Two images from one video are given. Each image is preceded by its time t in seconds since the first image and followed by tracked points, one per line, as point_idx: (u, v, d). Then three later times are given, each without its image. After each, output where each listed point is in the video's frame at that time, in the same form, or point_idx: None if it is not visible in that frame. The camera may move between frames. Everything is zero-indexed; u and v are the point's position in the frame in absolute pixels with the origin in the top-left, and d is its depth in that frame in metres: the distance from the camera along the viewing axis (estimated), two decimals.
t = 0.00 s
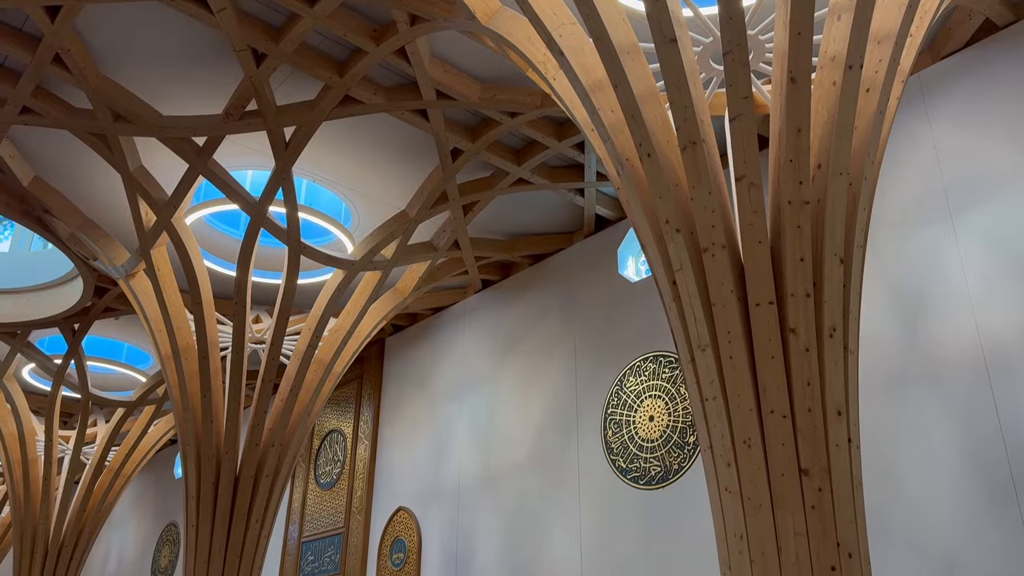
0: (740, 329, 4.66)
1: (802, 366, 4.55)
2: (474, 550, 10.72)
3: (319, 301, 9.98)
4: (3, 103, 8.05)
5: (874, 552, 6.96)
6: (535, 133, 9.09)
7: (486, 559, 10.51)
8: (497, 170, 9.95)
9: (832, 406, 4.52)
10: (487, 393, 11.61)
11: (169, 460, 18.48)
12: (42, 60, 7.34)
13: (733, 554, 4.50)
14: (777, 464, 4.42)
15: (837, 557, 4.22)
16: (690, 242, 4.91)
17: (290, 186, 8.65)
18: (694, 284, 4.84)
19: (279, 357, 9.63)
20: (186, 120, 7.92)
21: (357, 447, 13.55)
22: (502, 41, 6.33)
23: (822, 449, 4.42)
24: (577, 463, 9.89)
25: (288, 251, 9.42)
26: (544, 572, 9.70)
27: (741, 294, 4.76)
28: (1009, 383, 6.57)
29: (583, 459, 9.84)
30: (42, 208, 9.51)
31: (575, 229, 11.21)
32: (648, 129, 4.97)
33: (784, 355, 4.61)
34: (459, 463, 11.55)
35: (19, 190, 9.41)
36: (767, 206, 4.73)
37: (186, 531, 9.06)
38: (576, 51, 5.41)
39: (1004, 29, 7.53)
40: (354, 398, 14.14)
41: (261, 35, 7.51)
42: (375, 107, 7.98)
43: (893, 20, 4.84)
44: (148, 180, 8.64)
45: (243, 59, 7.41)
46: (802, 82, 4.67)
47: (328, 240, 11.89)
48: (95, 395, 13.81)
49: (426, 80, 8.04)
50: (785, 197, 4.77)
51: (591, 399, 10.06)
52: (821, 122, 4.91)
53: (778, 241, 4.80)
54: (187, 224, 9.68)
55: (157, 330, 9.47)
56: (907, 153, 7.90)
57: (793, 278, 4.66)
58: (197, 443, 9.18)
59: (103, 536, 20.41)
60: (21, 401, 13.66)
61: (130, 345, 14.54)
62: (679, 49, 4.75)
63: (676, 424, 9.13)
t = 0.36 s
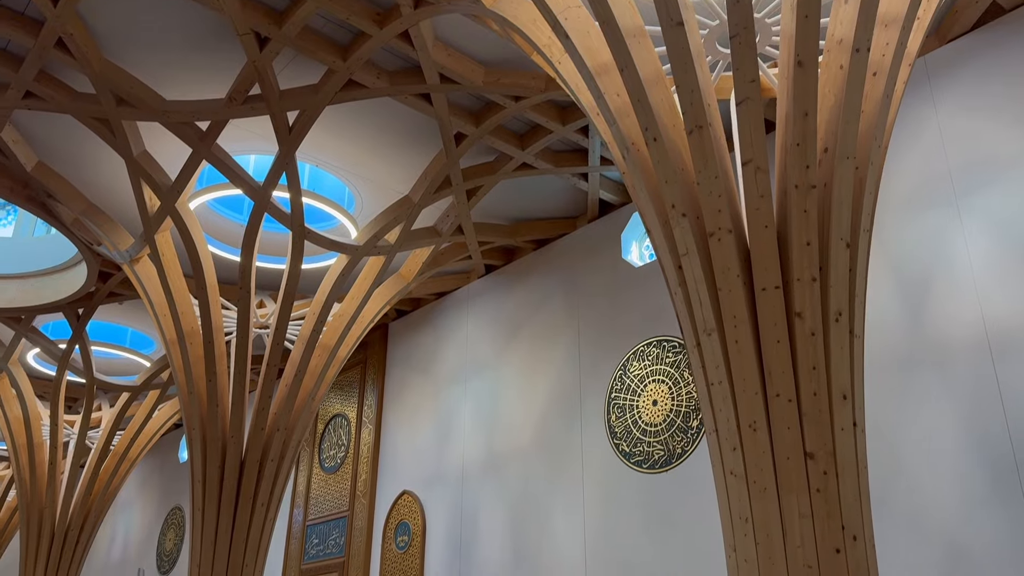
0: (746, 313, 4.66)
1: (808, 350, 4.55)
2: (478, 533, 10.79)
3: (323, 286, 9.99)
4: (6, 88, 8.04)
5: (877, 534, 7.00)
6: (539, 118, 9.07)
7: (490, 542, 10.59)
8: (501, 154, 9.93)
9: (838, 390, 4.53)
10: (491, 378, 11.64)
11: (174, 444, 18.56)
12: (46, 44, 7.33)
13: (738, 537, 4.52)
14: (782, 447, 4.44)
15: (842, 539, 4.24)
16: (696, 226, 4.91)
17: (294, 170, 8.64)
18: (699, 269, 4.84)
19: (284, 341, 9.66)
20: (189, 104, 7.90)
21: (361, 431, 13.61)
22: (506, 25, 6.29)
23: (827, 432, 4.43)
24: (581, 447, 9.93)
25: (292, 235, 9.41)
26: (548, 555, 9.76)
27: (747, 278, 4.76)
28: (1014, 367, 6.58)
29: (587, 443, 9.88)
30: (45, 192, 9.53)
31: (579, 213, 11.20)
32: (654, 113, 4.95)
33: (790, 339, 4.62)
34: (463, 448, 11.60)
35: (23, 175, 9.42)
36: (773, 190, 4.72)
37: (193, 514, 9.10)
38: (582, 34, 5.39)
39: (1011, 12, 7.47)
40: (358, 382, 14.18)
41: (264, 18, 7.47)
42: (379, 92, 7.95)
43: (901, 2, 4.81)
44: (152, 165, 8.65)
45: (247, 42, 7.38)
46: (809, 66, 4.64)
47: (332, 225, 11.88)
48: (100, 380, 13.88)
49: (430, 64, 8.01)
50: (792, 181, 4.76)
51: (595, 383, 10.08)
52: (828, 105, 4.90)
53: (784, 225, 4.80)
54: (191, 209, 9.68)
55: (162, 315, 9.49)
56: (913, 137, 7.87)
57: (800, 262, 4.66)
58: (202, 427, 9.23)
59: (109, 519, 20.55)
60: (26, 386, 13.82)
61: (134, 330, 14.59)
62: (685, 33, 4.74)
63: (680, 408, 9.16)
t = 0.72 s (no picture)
0: (752, 296, 4.66)
1: (814, 332, 4.55)
2: (483, 515, 10.87)
3: (327, 270, 10.00)
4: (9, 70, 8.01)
5: (881, 516, 7.05)
6: (543, 100, 9.03)
7: (495, 524, 10.66)
8: (505, 137, 9.89)
9: (843, 372, 4.54)
10: (495, 361, 11.66)
11: (179, 426, 18.65)
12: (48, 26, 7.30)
13: (743, 518, 4.54)
14: (788, 429, 4.46)
15: (847, 520, 4.26)
16: (703, 209, 4.90)
17: (298, 154, 8.62)
18: (706, 251, 4.84)
19: (289, 325, 9.68)
20: (193, 88, 7.87)
21: (365, 414, 13.67)
22: (510, 6, 6.24)
23: (833, 414, 4.44)
24: (584, 430, 9.97)
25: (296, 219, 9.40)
26: (553, 536, 9.83)
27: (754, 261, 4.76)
28: (1017, 350, 6.59)
29: (590, 426, 9.92)
30: (49, 176, 9.51)
31: (582, 197, 11.18)
32: (661, 95, 4.93)
33: (796, 322, 4.62)
34: (467, 430, 11.65)
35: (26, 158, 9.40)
36: (781, 172, 4.70)
37: (199, 497, 9.17)
38: (588, 15, 5.34)
39: None
40: (362, 365, 14.21)
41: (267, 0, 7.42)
42: (383, 74, 7.90)
43: None
44: (156, 148, 8.63)
45: (250, 25, 7.34)
46: (817, 47, 4.61)
47: (335, 208, 11.86)
48: (104, 363, 13.92)
49: (434, 46, 7.97)
50: (799, 163, 4.75)
51: (599, 366, 10.10)
52: (836, 87, 4.87)
53: (791, 208, 4.79)
54: (195, 193, 9.67)
55: (166, 298, 9.50)
56: (920, 119, 7.83)
57: (806, 245, 4.66)
58: (208, 410, 9.26)
59: (114, 501, 20.69)
60: (32, 369, 13.75)
61: (138, 313, 14.62)
62: (693, 14, 4.70)
63: (683, 391, 9.19)
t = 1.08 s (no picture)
0: (759, 277, 4.66)
1: (821, 313, 4.56)
2: (487, 496, 10.93)
3: (331, 252, 9.99)
4: (12, 52, 7.98)
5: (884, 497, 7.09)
6: (548, 81, 8.99)
7: (499, 504, 10.73)
8: (509, 119, 9.85)
9: (850, 353, 4.56)
10: (498, 343, 11.68)
11: (184, 408, 18.73)
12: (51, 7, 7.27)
13: (749, 500, 4.52)
14: (794, 410, 4.46)
15: (853, 500, 4.28)
16: (710, 190, 4.89)
17: (302, 135, 8.59)
18: (712, 233, 4.83)
19: (294, 307, 9.70)
20: (196, 69, 7.83)
21: (370, 396, 13.72)
22: None
23: (839, 395, 4.46)
24: (588, 412, 10.00)
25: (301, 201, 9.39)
26: (557, 517, 9.89)
27: (761, 243, 4.76)
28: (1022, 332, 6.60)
29: (594, 408, 9.95)
30: (52, 158, 9.49)
31: (587, 179, 11.15)
32: (668, 76, 4.91)
33: (803, 303, 4.62)
34: (471, 412, 11.70)
35: (29, 140, 9.38)
36: (788, 153, 4.69)
37: (205, 477, 9.22)
38: None
39: None
40: (366, 347, 14.25)
41: None
42: (386, 55, 7.86)
43: None
44: (160, 130, 8.60)
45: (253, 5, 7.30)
46: (825, 28, 4.58)
47: (339, 190, 11.84)
48: (109, 345, 13.96)
49: (438, 26, 7.92)
50: (807, 145, 4.73)
51: (603, 348, 10.12)
52: (844, 68, 4.85)
53: (799, 189, 4.78)
54: (199, 175, 9.65)
55: (171, 280, 9.51)
56: (925, 100, 7.80)
57: (814, 227, 4.66)
58: (214, 392, 9.29)
59: (120, 483, 20.82)
60: (37, 351, 13.83)
61: (142, 295, 14.64)
62: None
63: (687, 372, 9.21)
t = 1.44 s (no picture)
0: (766, 262, 4.66)
1: (827, 298, 4.56)
2: (491, 481, 10.98)
3: (335, 237, 9.99)
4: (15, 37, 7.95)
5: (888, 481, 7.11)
6: (552, 65, 8.96)
7: (503, 489, 10.78)
8: (513, 103, 9.82)
9: (856, 338, 4.56)
10: (502, 328, 11.70)
11: (188, 393, 18.81)
12: None
13: (754, 483, 4.53)
14: (800, 394, 4.46)
15: (858, 484, 4.29)
16: (717, 175, 4.88)
17: (305, 120, 8.56)
18: (719, 218, 4.83)
19: (298, 292, 9.71)
20: (199, 54, 7.80)
21: (373, 381, 13.76)
22: None
23: (845, 380, 4.46)
24: (592, 397, 10.03)
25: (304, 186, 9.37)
26: (561, 501, 9.95)
27: (768, 228, 4.75)
28: None
29: (598, 393, 9.98)
30: (56, 143, 9.48)
31: (590, 164, 11.13)
32: (675, 60, 4.88)
33: (810, 288, 4.62)
34: (475, 397, 11.73)
35: (32, 126, 9.37)
36: (795, 138, 4.67)
37: (211, 461, 9.26)
38: None
39: None
40: (369, 333, 14.28)
41: None
42: (390, 39, 7.82)
43: None
44: (163, 115, 8.58)
45: None
46: (833, 11, 4.55)
47: (343, 175, 11.83)
48: (113, 330, 13.99)
49: (442, 10, 7.89)
50: (814, 129, 4.71)
51: (606, 333, 10.13)
52: (852, 52, 4.83)
53: (806, 174, 4.77)
54: (202, 160, 9.63)
55: (176, 266, 9.51)
56: (932, 84, 7.76)
57: (821, 211, 4.65)
58: (219, 377, 9.32)
59: (125, 468, 20.93)
60: (41, 337, 13.86)
61: (146, 281, 14.66)
62: None
63: (691, 357, 9.23)
